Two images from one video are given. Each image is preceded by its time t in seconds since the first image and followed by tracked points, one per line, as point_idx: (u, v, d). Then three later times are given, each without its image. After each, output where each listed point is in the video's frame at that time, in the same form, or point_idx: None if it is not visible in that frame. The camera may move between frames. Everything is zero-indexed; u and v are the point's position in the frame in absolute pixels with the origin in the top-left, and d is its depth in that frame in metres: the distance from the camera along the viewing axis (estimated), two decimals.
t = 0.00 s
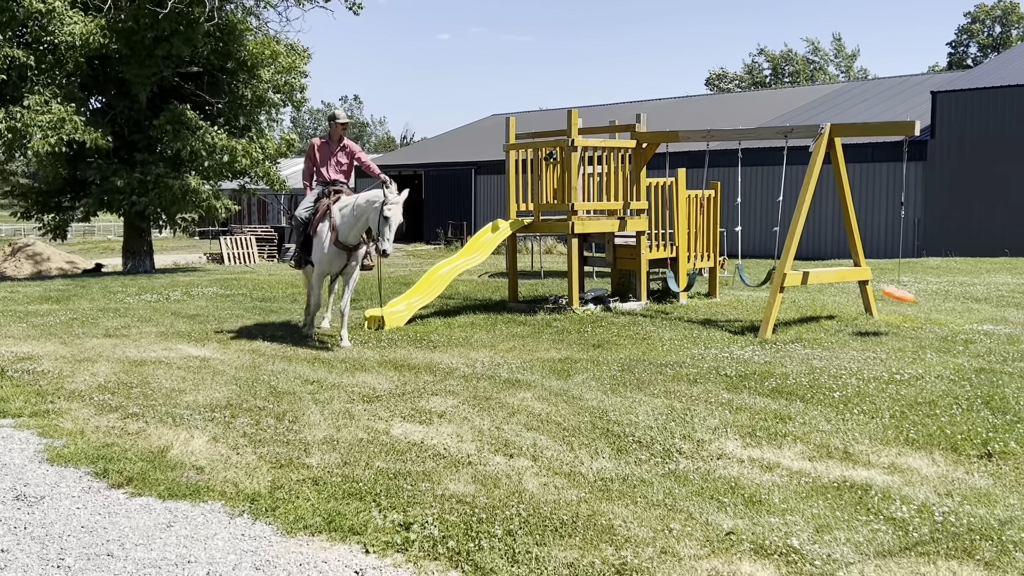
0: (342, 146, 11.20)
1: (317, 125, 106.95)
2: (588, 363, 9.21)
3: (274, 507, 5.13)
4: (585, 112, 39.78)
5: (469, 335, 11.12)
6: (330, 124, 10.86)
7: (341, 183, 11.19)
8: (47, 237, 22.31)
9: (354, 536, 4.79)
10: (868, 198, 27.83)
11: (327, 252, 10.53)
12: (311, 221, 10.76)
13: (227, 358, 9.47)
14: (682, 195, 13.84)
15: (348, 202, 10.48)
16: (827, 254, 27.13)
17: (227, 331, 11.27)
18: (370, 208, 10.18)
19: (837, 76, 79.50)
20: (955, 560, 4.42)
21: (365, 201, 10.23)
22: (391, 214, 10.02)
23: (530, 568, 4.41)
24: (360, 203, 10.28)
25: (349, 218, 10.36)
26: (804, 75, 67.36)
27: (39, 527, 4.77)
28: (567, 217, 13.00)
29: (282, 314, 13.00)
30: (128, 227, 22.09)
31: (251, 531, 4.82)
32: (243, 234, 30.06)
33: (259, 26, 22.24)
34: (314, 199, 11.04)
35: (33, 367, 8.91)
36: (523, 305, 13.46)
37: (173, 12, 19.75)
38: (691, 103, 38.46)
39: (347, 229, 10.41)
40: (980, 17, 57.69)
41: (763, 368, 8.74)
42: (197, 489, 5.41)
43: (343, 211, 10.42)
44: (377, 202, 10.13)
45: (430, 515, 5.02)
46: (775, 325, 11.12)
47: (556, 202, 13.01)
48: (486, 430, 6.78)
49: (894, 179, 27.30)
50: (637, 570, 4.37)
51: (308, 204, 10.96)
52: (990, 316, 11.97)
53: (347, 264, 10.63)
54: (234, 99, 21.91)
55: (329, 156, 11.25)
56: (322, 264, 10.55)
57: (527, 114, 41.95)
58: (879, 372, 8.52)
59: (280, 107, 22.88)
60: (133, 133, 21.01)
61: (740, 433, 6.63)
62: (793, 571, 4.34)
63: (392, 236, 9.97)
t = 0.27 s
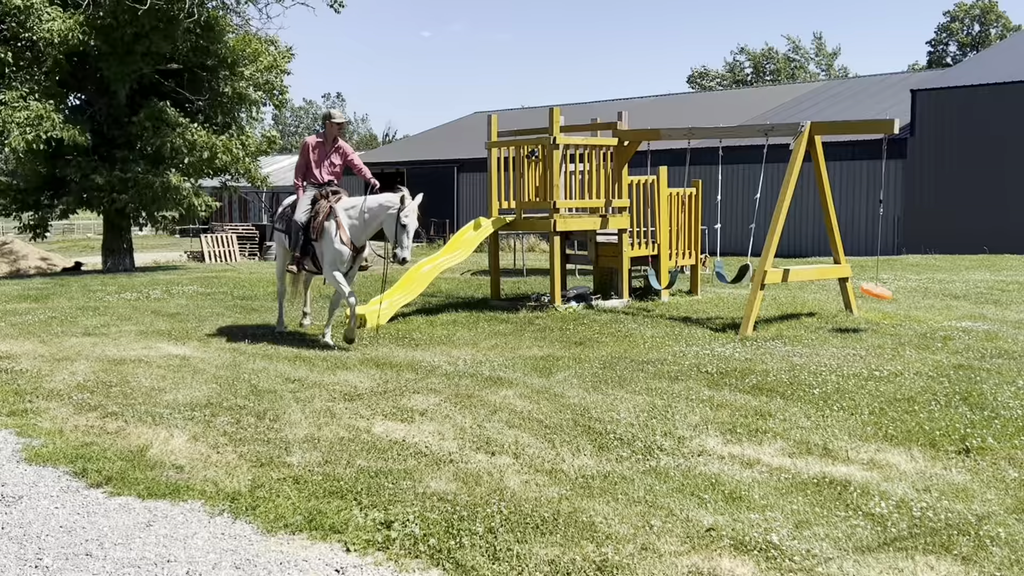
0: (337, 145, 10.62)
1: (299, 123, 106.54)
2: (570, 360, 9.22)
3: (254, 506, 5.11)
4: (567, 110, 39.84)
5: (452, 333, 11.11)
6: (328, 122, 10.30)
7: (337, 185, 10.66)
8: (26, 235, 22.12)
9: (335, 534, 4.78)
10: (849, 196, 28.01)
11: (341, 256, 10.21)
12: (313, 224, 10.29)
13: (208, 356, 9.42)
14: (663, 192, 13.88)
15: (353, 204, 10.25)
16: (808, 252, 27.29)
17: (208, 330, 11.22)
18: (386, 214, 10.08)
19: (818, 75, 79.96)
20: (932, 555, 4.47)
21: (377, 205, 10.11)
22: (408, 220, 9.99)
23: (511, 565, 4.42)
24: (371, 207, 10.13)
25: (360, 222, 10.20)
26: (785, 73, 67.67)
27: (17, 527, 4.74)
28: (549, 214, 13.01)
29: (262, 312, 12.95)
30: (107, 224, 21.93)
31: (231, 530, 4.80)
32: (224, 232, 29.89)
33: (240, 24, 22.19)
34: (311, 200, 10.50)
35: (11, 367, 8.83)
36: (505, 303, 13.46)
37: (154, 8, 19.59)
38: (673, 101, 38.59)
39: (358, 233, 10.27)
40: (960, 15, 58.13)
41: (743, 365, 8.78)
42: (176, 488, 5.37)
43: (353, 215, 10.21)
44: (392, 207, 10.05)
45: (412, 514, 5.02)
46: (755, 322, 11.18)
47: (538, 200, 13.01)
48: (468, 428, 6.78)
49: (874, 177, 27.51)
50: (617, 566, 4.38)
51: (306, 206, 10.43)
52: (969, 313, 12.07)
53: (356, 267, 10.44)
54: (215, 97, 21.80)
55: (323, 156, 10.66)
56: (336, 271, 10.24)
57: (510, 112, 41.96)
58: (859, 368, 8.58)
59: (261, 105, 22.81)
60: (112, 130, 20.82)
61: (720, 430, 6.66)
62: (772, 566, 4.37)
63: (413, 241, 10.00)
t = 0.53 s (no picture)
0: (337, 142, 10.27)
1: (277, 120, 105.97)
2: (549, 359, 9.22)
3: (231, 506, 5.08)
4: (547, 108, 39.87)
5: (431, 331, 11.09)
6: (324, 117, 9.89)
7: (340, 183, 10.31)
8: None
9: (313, 533, 4.76)
10: (826, 194, 28.21)
11: (354, 259, 9.91)
12: (324, 223, 9.95)
13: (185, 356, 9.36)
14: (642, 190, 13.91)
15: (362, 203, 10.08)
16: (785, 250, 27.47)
17: (185, 329, 11.14)
18: (400, 211, 10.05)
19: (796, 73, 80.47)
20: (908, 550, 4.50)
21: (390, 203, 10.05)
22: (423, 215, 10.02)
23: (490, 563, 4.42)
24: (384, 205, 10.05)
25: (373, 221, 10.05)
26: (763, 72, 68.07)
27: None
28: (529, 213, 13.01)
29: (241, 311, 12.87)
30: (83, 223, 21.72)
31: (208, 530, 4.77)
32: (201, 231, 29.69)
33: (217, 21, 22.02)
34: (316, 200, 10.10)
35: None
36: (485, 301, 13.45)
37: (131, 5, 19.39)
38: (652, 100, 38.70)
39: (371, 233, 10.11)
40: (936, 14, 58.65)
41: (721, 362, 8.82)
42: (153, 488, 5.33)
43: (365, 214, 10.04)
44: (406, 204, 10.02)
45: (390, 512, 5.01)
46: (734, 320, 11.23)
47: (517, 198, 13.01)
48: (447, 426, 6.77)
49: (851, 175, 27.72)
50: (595, 563, 4.40)
51: (314, 206, 10.04)
52: (944, 310, 12.19)
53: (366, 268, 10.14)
54: (192, 95, 21.61)
55: (323, 153, 10.25)
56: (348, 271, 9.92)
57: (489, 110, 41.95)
58: (835, 365, 8.64)
59: (239, 103, 22.65)
60: (87, 127, 20.56)
61: (698, 427, 6.69)
62: (749, 563, 4.39)
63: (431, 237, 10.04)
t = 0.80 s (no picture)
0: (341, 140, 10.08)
1: (254, 118, 105.32)
2: (527, 357, 9.23)
3: (207, 506, 5.04)
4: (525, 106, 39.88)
5: (409, 330, 11.07)
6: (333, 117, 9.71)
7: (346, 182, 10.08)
8: None
9: (290, 533, 4.74)
10: (802, 192, 28.42)
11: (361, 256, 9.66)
12: (335, 219, 9.65)
13: (161, 355, 9.28)
14: (620, 189, 13.96)
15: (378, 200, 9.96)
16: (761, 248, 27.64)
17: (161, 328, 11.05)
18: (420, 211, 10.06)
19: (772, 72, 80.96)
20: (883, 546, 4.54)
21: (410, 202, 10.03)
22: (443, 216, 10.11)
23: (467, 561, 4.42)
24: (403, 203, 9.98)
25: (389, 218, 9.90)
26: (739, 70, 68.44)
27: None
28: (507, 211, 13.01)
29: (217, 310, 12.79)
30: (57, 221, 21.48)
31: (184, 531, 4.74)
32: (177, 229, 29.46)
33: (191, 18, 21.83)
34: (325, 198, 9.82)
35: None
36: (462, 299, 13.44)
37: (105, 2, 19.15)
38: (629, 98, 38.81)
39: (387, 229, 9.93)
40: (910, 14, 59.17)
41: (698, 360, 8.86)
42: (128, 488, 5.29)
43: (383, 210, 9.88)
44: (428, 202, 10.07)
45: (367, 511, 5.00)
46: (710, 318, 11.28)
47: (495, 196, 13.01)
48: (424, 425, 6.76)
49: (826, 174, 27.93)
50: (573, 560, 4.41)
51: (323, 203, 9.75)
52: (919, 307, 12.31)
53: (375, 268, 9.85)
54: (167, 92, 21.40)
55: (329, 152, 10.00)
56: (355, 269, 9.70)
57: (467, 108, 41.92)
58: (811, 362, 8.71)
59: (214, 99, 22.47)
60: (61, 125, 20.36)
61: (675, 424, 6.72)
62: (725, 559, 4.42)
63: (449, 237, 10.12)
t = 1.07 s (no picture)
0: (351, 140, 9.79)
1: (229, 116, 104.59)
2: (504, 355, 9.23)
3: (182, 506, 5.01)
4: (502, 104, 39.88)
5: (386, 329, 11.03)
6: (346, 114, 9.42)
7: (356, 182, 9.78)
8: None
9: (266, 533, 4.72)
10: (777, 191, 28.62)
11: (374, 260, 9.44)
12: (348, 221, 9.40)
13: (135, 355, 9.20)
14: (597, 187, 13.99)
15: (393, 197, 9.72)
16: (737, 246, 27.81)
17: (135, 328, 10.95)
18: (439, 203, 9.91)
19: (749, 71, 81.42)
20: (857, 541, 4.58)
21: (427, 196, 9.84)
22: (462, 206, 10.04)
23: (443, 560, 4.42)
24: (422, 198, 9.80)
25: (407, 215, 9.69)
26: (716, 69, 68.79)
27: None
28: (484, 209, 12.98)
29: (192, 309, 12.70)
30: (31, 221, 21.23)
31: (159, 531, 4.70)
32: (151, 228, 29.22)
33: (165, 15, 21.63)
34: (337, 198, 9.51)
35: None
36: (439, 298, 13.43)
37: None
38: (606, 97, 38.91)
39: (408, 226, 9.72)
40: (885, 13, 59.67)
41: (674, 357, 8.90)
42: (102, 489, 5.24)
43: (406, 206, 9.69)
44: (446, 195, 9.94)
45: (344, 511, 4.98)
46: (687, 315, 11.33)
47: (472, 195, 12.99)
48: (401, 424, 6.75)
49: (801, 172, 28.15)
50: (549, 558, 4.42)
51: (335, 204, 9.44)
52: (893, 305, 12.42)
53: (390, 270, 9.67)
54: (141, 90, 21.17)
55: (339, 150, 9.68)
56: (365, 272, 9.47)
57: (444, 107, 41.86)
58: (786, 360, 8.77)
59: (189, 97, 22.28)
60: (34, 124, 20.14)
61: (652, 422, 6.75)
62: (701, 555, 4.44)
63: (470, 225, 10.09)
